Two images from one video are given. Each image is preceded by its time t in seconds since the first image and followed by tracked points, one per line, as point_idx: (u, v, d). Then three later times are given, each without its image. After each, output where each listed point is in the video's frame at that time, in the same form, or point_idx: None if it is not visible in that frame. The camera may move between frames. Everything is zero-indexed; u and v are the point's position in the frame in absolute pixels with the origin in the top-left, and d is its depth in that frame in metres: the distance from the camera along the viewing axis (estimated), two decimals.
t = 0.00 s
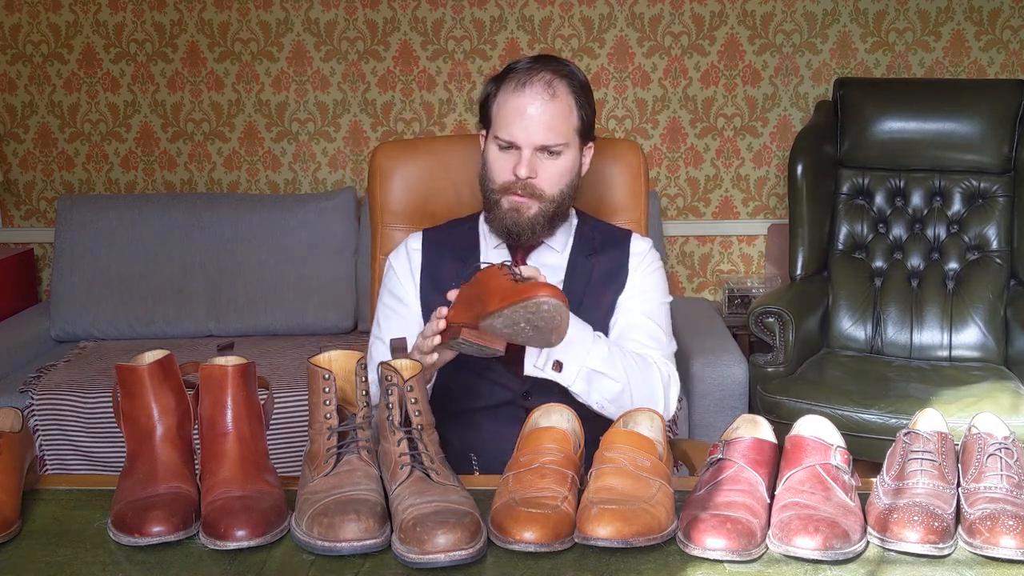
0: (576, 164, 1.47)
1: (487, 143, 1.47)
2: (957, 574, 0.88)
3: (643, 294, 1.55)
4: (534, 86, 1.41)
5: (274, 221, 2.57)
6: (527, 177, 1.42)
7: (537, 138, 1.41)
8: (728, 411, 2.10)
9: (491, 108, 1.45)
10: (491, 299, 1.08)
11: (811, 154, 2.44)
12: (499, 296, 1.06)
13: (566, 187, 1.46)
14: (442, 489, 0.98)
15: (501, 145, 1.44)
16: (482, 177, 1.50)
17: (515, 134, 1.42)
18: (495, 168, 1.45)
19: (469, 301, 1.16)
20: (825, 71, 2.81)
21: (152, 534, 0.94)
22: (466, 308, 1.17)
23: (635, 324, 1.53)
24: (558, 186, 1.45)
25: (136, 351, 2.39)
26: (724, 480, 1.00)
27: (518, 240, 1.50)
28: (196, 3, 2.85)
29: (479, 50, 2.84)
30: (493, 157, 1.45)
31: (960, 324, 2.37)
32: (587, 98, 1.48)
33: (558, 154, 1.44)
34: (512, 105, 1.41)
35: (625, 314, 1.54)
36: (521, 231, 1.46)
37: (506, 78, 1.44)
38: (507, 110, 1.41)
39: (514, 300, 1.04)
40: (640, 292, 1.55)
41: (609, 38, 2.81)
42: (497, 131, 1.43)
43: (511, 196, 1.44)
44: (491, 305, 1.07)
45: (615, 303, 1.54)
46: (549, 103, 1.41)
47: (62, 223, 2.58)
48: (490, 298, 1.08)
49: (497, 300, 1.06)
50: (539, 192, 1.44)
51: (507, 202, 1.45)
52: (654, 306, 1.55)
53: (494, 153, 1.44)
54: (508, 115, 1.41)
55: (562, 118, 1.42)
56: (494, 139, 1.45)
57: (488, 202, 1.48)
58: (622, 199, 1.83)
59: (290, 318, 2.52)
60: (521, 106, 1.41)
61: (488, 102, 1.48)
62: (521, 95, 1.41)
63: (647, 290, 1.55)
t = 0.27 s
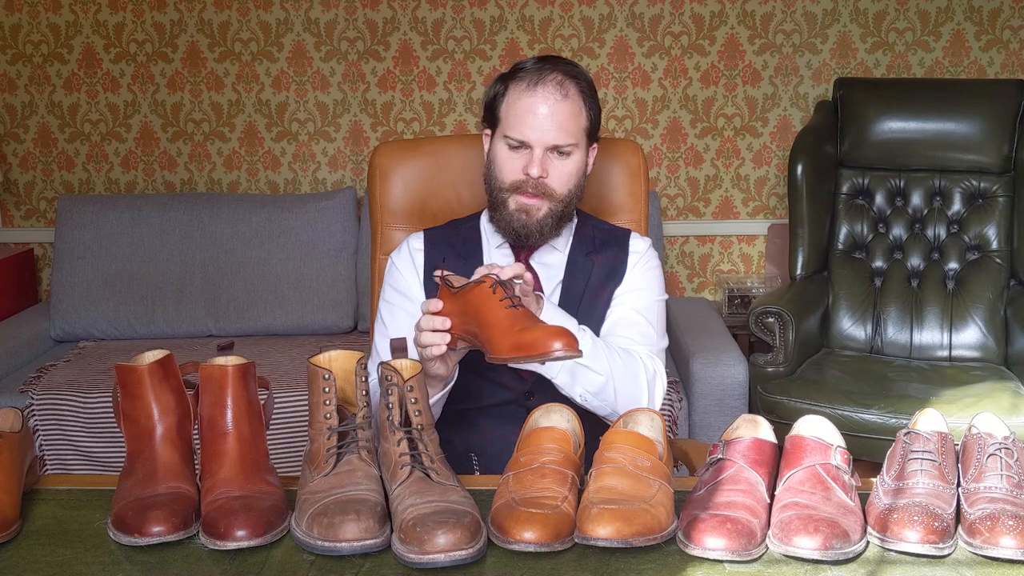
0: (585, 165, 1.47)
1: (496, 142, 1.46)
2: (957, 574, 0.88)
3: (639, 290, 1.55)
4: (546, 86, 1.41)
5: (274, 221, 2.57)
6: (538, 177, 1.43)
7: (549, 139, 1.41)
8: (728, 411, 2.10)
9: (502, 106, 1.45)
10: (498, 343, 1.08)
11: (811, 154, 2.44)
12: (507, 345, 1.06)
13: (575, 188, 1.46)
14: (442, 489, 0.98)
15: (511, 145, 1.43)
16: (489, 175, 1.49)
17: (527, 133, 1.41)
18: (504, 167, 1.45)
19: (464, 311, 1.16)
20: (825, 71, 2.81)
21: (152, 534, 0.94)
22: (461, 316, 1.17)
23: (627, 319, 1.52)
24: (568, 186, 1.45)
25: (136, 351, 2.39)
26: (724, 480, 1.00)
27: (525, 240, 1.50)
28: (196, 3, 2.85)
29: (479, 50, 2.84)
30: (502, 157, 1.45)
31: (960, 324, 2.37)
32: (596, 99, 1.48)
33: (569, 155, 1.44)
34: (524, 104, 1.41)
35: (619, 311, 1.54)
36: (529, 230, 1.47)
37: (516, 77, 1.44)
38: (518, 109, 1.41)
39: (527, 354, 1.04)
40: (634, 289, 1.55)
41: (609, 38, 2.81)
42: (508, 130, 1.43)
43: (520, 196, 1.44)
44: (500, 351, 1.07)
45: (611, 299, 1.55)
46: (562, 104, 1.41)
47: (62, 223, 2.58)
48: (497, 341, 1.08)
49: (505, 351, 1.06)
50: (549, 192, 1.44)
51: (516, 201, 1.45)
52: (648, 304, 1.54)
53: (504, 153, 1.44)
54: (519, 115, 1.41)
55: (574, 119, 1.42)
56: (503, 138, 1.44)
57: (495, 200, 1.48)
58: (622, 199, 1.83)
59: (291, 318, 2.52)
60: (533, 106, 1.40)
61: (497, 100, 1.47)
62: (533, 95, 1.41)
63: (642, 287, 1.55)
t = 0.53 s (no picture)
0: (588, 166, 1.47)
1: (501, 141, 1.46)
2: (957, 574, 0.88)
3: (647, 296, 1.55)
4: (553, 87, 1.40)
5: (274, 221, 2.57)
6: (543, 177, 1.42)
7: (555, 139, 1.41)
8: (727, 411, 2.10)
9: (508, 106, 1.45)
10: (518, 339, 1.13)
11: (812, 154, 2.43)
12: (531, 341, 1.12)
13: (579, 188, 1.46)
14: (441, 489, 0.98)
15: (517, 144, 1.43)
16: (492, 174, 1.49)
17: (533, 133, 1.41)
18: (509, 167, 1.45)
19: (453, 311, 1.18)
20: (825, 71, 2.81)
21: (152, 534, 0.94)
22: (449, 315, 1.19)
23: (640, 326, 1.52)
24: (572, 187, 1.45)
25: (136, 351, 2.39)
26: (724, 480, 1.00)
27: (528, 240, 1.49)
28: (196, 3, 2.85)
29: (479, 50, 2.84)
30: (506, 156, 1.45)
31: (960, 324, 2.37)
32: (600, 101, 1.48)
33: (574, 156, 1.44)
34: (530, 104, 1.41)
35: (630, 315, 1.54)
36: (533, 231, 1.46)
37: (521, 77, 1.44)
38: (525, 109, 1.41)
39: (557, 346, 1.11)
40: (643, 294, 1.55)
41: (609, 38, 2.81)
42: (513, 129, 1.43)
43: (524, 195, 1.44)
44: (524, 345, 1.13)
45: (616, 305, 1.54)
46: (568, 105, 1.40)
47: (62, 223, 2.58)
48: (516, 337, 1.13)
49: (531, 346, 1.12)
50: (553, 193, 1.44)
51: (519, 200, 1.44)
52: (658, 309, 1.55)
53: (509, 153, 1.44)
54: (525, 115, 1.41)
55: (580, 120, 1.42)
56: (508, 138, 1.44)
57: (499, 199, 1.48)
58: (622, 199, 1.83)
59: (291, 318, 2.52)
60: (539, 106, 1.40)
61: (501, 100, 1.47)
62: (540, 96, 1.40)
63: (650, 293, 1.55)
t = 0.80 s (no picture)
0: (589, 166, 1.47)
1: (501, 142, 1.46)
2: (957, 573, 0.88)
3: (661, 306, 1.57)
4: (552, 86, 1.41)
5: (274, 221, 2.57)
6: (544, 177, 1.42)
7: (555, 139, 1.41)
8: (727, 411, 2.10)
9: (507, 106, 1.45)
10: (542, 311, 1.15)
11: (812, 154, 2.43)
12: (559, 311, 1.15)
13: (580, 188, 1.46)
14: (442, 489, 0.98)
15: (517, 145, 1.43)
16: (492, 176, 1.49)
17: (532, 133, 1.41)
18: (509, 167, 1.44)
19: (462, 300, 1.13)
20: (825, 71, 2.81)
21: (152, 534, 0.94)
22: (454, 305, 1.14)
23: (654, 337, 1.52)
24: (573, 187, 1.45)
25: (136, 351, 2.39)
26: (724, 480, 1.00)
27: (529, 242, 1.49)
28: (196, 3, 2.85)
29: (479, 50, 2.84)
30: (507, 157, 1.44)
31: (960, 324, 2.37)
32: (600, 101, 1.48)
33: (575, 155, 1.43)
34: (530, 104, 1.41)
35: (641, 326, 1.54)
36: (534, 231, 1.46)
37: (520, 78, 1.44)
38: (525, 109, 1.41)
39: (585, 311, 1.15)
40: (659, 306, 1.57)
41: (609, 38, 2.81)
42: (513, 129, 1.43)
43: (525, 195, 1.44)
44: (547, 317, 1.16)
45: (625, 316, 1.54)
46: (568, 104, 1.40)
47: (62, 223, 2.58)
48: (540, 310, 1.15)
49: (559, 315, 1.15)
50: (555, 192, 1.43)
51: (520, 200, 1.44)
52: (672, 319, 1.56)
53: (509, 153, 1.44)
54: (525, 115, 1.41)
55: (580, 119, 1.42)
56: (508, 138, 1.44)
57: (500, 200, 1.47)
58: (623, 198, 1.83)
59: (290, 318, 2.52)
60: (538, 105, 1.40)
61: (500, 101, 1.47)
62: (540, 95, 1.40)
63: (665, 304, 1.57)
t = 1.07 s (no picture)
0: (588, 169, 1.46)
1: (500, 143, 1.46)
2: (957, 573, 0.88)
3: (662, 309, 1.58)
4: (551, 86, 1.41)
5: (274, 221, 2.57)
6: (543, 179, 1.41)
7: (554, 139, 1.41)
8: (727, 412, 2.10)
9: (506, 107, 1.45)
10: (547, 276, 1.15)
11: (812, 154, 2.43)
12: (564, 275, 1.15)
13: (578, 192, 1.45)
14: (442, 489, 0.98)
15: (516, 145, 1.43)
16: (491, 179, 1.48)
17: (531, 133, 1.41)
18: (508, 169, 1.44)
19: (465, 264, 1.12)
20: (825, 71, 2.81)
21: (152, 534, 0.94)
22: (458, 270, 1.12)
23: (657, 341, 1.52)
24: (572, 188, 1.44)
25: (136, 351, 2.39)
26: (724, 480, 1.00)
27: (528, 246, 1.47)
28: (196, 3, 2.85)
29: (479, 50, 2.84)
30: (505, 159, 1.44)
31: (960, 324, 2.37)
32: (599, 103, 1.48)
33: (574, 156, 1.43)
34: (529, 104, 1.41)
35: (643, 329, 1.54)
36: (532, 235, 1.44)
37: (518, 79, 1.44)
38: (524, 109, 1.41)
39: (588, 274, 1.16)
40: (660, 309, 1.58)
41: (609, 38, 2.81)
42: (512, 130, 1.43)
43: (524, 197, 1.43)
44: (551, 281, 1.15)
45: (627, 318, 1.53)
46: (567, 104, 1.40)
47: (62, 223, 2.58)
48: (544, 275, 1.14)
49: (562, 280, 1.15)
50: (555, 193, 1.42)
51: (519, 204, 1.43)
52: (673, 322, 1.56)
53: (508, 154, 1.44)
54: (524, 116, 1.41)
55: (579, 120, 1.42)
56: (507, 140, 1.44)
57: (499, 204, 1.47)
58: (623, 198, 1.83)
59: (290, 318, 2.52)
60: (537, 106, 1.40)
61: (498, 102, 1.47)
62: (540, 95, 1.40)
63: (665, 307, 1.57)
